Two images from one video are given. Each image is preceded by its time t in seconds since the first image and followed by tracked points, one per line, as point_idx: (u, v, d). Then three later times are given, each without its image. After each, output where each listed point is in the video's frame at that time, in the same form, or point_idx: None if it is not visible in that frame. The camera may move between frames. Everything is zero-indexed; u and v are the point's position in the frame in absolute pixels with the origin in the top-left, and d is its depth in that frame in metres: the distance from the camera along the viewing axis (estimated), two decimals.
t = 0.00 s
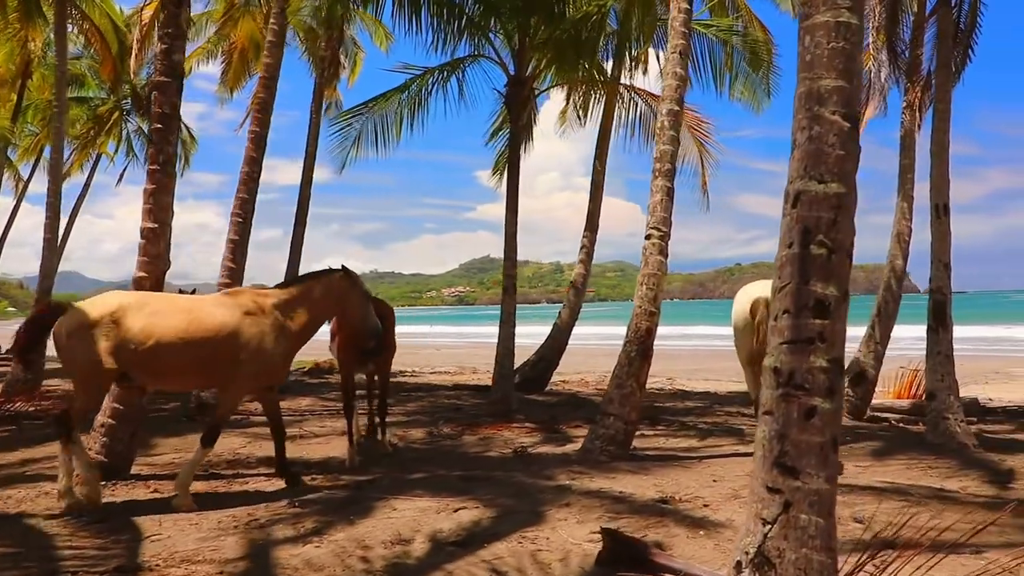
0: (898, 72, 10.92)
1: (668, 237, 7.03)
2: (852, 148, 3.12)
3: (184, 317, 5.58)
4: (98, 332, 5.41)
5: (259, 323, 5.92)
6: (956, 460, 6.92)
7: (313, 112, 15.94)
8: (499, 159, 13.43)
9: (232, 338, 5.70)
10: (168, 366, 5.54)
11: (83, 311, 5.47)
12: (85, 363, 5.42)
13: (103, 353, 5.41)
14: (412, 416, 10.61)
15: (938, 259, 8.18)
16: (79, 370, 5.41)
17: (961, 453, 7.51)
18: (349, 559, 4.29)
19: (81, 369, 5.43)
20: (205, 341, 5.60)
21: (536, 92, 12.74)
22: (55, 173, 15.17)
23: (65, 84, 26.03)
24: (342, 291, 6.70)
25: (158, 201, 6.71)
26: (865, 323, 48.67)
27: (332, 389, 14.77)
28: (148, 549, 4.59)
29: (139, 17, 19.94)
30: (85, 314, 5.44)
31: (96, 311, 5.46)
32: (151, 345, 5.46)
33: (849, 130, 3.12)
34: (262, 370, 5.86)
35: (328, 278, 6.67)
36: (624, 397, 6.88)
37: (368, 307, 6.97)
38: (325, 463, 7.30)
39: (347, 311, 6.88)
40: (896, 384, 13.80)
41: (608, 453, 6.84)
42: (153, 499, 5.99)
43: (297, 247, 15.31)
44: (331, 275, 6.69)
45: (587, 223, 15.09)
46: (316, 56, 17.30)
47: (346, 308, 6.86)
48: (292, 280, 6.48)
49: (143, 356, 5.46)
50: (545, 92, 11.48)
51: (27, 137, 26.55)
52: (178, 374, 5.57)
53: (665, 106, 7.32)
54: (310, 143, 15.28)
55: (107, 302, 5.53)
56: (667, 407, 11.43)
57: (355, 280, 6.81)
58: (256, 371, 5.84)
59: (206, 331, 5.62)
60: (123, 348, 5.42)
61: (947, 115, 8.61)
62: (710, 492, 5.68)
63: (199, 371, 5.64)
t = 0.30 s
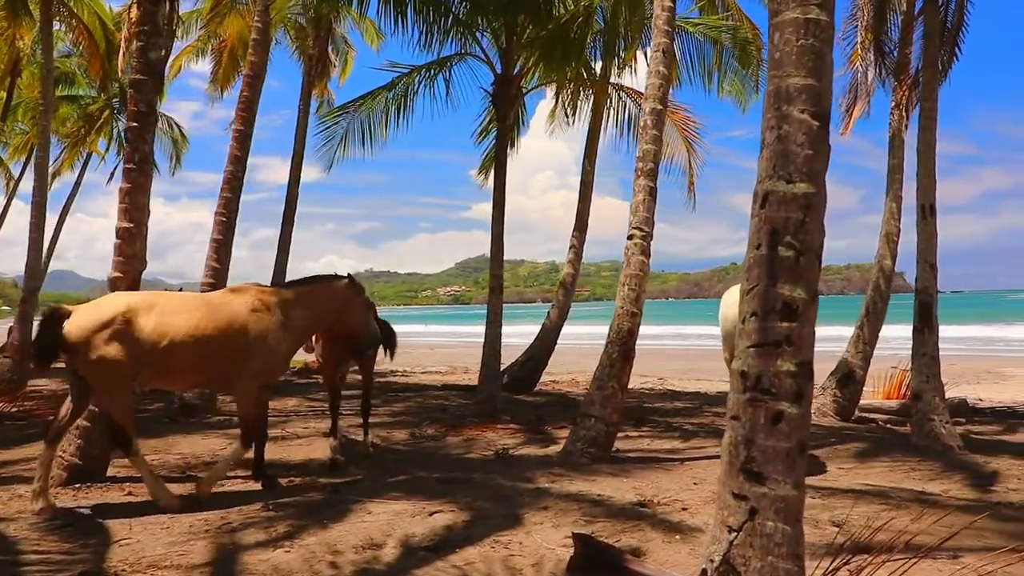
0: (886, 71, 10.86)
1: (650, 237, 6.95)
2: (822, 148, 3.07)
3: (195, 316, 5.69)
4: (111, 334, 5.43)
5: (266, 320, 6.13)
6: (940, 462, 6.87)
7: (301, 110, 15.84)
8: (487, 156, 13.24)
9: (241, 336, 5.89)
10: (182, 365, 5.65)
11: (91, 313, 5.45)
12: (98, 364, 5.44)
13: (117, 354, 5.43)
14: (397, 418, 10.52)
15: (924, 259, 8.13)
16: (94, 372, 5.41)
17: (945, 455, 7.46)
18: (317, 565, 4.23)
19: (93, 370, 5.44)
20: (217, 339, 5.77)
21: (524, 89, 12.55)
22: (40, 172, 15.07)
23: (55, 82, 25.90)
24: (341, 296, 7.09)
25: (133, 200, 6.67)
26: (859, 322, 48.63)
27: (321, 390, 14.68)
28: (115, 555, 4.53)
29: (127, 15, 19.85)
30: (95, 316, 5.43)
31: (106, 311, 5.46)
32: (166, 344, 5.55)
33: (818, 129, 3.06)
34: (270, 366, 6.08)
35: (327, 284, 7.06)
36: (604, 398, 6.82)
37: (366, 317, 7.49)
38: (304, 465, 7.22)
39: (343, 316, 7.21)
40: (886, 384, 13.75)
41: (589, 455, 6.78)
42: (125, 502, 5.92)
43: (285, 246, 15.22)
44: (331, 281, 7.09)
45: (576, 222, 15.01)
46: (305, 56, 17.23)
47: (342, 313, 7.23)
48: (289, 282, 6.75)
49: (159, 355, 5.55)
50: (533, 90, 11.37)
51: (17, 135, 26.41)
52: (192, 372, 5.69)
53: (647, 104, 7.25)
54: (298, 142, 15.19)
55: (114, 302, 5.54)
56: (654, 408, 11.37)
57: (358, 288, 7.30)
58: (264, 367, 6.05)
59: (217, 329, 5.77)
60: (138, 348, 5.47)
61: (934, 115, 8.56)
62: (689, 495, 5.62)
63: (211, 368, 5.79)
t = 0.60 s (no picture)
0: (878, 70, 10.81)
1: (637, 237, 6.88)
2: (800, 146, 3.01)
3: (207, 317, 5.82)
4: (124, 334, 5.51)
5: (275, 320, 6.28)
6: (929, 464, 6.81)
7: (292, 109, 15.75)
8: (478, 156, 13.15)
9: (253, 336, 6.03)
10: (195, 364, 5.75)
11: (103, 313, 5.53)
12: (112, 365, 5.50)
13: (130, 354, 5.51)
14: (385, 418, 10.44)
15: (915, 259, 8.07)
16: (108, 372, 5.47)
17: (935, 456, 7.41)
18: (293, 569, 4.18)
19: (107, 371, 5.50)
20: (230, 339, 5.91)
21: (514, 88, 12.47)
22: (29, 171, 14.97)
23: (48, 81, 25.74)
24: (348, 298, 7.18)
25: (114, 199, 6.59)
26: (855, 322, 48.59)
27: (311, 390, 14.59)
28: (90, 560, 4.47)
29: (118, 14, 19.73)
30: (108, 316, 5.51)
31: (118, 312, 5.54)
32: (179, 343, 5.66)
33: (796, 127, 3.01)
34: (282, 366, 6.22)
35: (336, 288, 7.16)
36: (591, 399, 6.76)
37: (372, 318, 7.51)
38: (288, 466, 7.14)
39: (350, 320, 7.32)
40: (878, 384, 13.69)
41: (575, 457, 6.71)
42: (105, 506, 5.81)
43: (275, 245, 15.14)
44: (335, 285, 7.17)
45: (569, 222, 14.93)
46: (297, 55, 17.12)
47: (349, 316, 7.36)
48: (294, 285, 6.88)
49: (173, 354, 5.65)
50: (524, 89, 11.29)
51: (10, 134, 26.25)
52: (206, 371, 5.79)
53: (635, 103, 7.20)
54: (289, 141, 15.11)
55: (125, 303, 5.63)
56: (645, 408, 11.31)
57: (363, 290, 7.37)
58: (277, 367, 6.19)
59: (230, 329, 5.92)
60: (152, 347, 5.56)
61: (924, 114, 8.51)
62: (674, 497, 5.56)
63: (224, 368, 5.91)
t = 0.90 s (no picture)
0: (872, 69, 10.73)
1: (626, 235, 6.78)
2: (781, 142, 2.93)
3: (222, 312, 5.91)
4: (140, 327, 5.57)
5: (290, 319, 6.35)
6: (920, 466, 6.73)
7: (284, 107, 15.63)
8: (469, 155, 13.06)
9: (268, 332, 6.13)
10: (213, 358, 5.84)
11: (119, 306, 5.58)
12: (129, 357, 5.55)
13: (145, 347, 5.57)
14: (375, 419, 10.34)
15: (908, 259, 7.99)
16: (122, 364, 5.52)
17: (927, 459, 7.35)
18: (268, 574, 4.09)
19: (124, 363, 5.53)
20: (245, 336, 5.99)
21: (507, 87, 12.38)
22: (19, 170, 14.85)
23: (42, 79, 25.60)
24: (357, 296, 7.25)
25: (95, 197, 6.50)
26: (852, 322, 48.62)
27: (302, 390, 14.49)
28: (62, 565, 4.37)
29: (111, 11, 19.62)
30: (123, 309, 5.57)
31: (134, 305, 5.60)
32: (196, 337, 5.73)
33: (778, 121, 2.93)
34: (296, 365, 6.30)
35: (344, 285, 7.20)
36: (578, 399, 6.68)
37: (378, 314, 7.55)
38: (273, 468, 7.05)
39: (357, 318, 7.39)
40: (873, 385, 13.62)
41: (562, 459, 6.63)
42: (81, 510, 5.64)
43: (267, 245, 15.03)
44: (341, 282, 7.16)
45: (562, 222, 14.85)
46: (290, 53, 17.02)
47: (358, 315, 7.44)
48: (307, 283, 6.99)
49: (188, 348, 5.71)
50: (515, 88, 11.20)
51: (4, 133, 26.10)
52: (220, 367, 5.86)
53: (624, 100, 7.12)
54: (281, 140, 15.01)
55: (142, 297, 5.70)
56: (637, 409, 11.22)
57: (367, 289, 7.33)
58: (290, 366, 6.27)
59: (243, 326, 6.00)
60: (170, 340, 5.63)
61: (918, 112, 8.43)
62: (661, 500, 5.47)
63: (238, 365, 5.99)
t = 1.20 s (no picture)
0: (868, 68, 10.63)
1: (616, 235, 6.67)
2: (764, 138, 2.83)
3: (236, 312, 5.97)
4: (158, 326, 5.59)
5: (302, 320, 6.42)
6: (914, 469, 6.64)
7: (277, 106, 15.51)
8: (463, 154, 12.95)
9: (281, 332, 6.20)
10: (227, 357, 5.90)
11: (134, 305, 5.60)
12: (146, 355, 5.56)
13: (162, 345, 5.60)
14: (365, 419, 10.23)
15: (902, 259, 7.89)
16: (139, 362, 5.54)
17: (921, 461, 7.26)
18: None
19: (142, 361, 5.55)
20: (258, 335, 6.06)
21: (500, 85, 12.26)
22: (9, 169, 14.71)
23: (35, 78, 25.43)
24: (363, 300, 7.40)
25: (76, 196, 6.39)
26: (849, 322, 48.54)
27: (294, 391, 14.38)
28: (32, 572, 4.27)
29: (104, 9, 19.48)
30: (140, 308, 5.59)
31: (150, 304, 5.62)
32: (212, 335, 5.79)
33: (761, 117, 2.83)
34: (308, 365, 6.40)
35: (353, 291, 7.33)
36: (566, 402, 6.58)
37: (384, 322, 7.72)
38: (258, 470, 6.93)
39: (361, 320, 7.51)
40: (869, 385, 13.53)
41: (550, 462, 6.53)
42: (58, 513, 5.49)
43: (259, 244, 14.92)
44: (349, 284, 7.30)
45: (557, 221, 14.74)
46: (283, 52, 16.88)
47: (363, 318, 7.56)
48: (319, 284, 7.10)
49: (204, 346, 5.77)
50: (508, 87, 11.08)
51: None
52: (233, 367, 5.93)
53: (614, 98, 7.03)
54: (274, 139, 14.89)
55: (160, 296, 5.73)
56: (630, 410, 11.13)
57: (376, 294, 7.51)
58: (303, 365, 6.37)
59: (257, 325, 6.07)
60: (187, 338, 5.68)
61: (912, 111, 8.34)
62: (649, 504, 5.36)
63: (250, 363, 6.07)
